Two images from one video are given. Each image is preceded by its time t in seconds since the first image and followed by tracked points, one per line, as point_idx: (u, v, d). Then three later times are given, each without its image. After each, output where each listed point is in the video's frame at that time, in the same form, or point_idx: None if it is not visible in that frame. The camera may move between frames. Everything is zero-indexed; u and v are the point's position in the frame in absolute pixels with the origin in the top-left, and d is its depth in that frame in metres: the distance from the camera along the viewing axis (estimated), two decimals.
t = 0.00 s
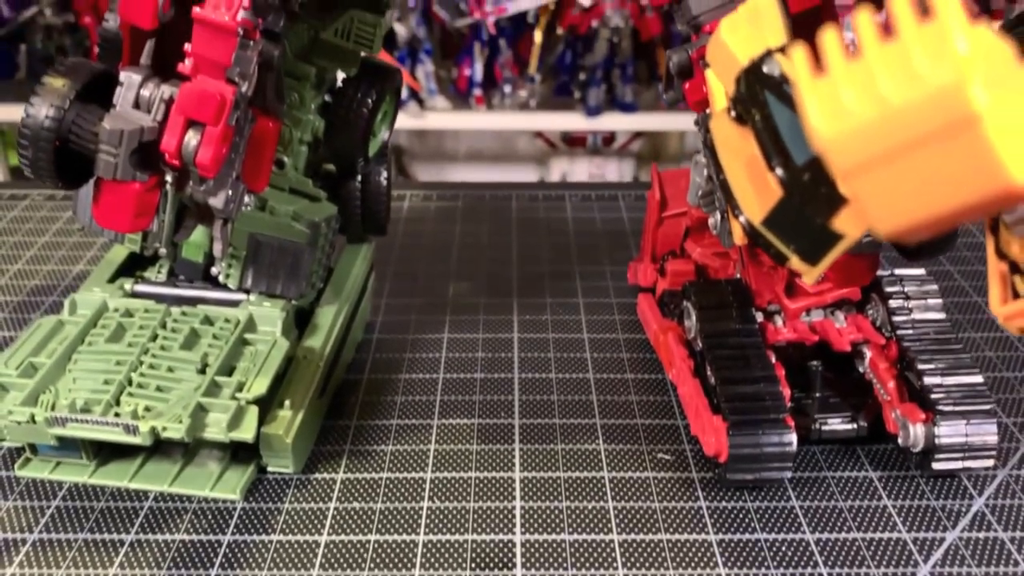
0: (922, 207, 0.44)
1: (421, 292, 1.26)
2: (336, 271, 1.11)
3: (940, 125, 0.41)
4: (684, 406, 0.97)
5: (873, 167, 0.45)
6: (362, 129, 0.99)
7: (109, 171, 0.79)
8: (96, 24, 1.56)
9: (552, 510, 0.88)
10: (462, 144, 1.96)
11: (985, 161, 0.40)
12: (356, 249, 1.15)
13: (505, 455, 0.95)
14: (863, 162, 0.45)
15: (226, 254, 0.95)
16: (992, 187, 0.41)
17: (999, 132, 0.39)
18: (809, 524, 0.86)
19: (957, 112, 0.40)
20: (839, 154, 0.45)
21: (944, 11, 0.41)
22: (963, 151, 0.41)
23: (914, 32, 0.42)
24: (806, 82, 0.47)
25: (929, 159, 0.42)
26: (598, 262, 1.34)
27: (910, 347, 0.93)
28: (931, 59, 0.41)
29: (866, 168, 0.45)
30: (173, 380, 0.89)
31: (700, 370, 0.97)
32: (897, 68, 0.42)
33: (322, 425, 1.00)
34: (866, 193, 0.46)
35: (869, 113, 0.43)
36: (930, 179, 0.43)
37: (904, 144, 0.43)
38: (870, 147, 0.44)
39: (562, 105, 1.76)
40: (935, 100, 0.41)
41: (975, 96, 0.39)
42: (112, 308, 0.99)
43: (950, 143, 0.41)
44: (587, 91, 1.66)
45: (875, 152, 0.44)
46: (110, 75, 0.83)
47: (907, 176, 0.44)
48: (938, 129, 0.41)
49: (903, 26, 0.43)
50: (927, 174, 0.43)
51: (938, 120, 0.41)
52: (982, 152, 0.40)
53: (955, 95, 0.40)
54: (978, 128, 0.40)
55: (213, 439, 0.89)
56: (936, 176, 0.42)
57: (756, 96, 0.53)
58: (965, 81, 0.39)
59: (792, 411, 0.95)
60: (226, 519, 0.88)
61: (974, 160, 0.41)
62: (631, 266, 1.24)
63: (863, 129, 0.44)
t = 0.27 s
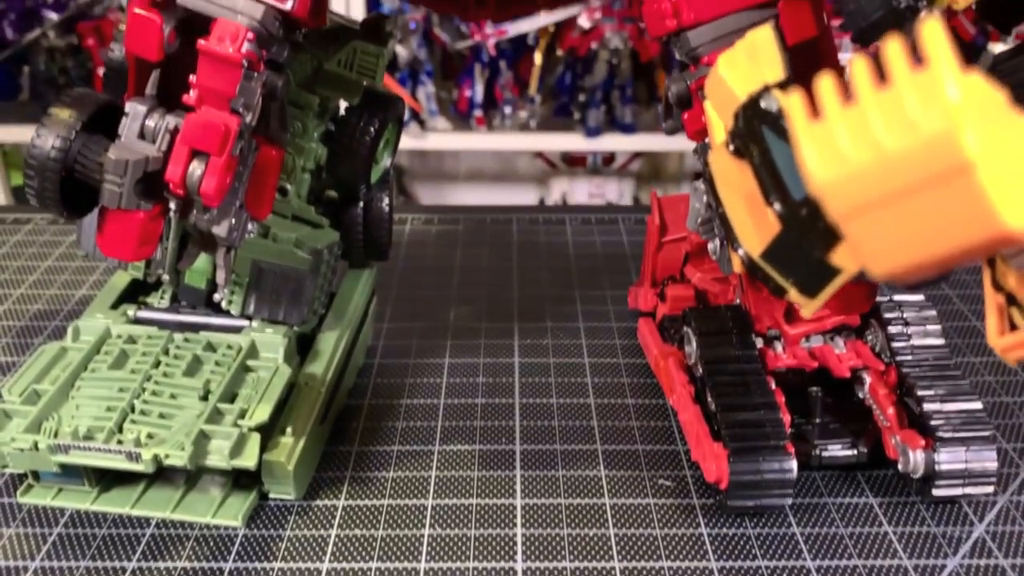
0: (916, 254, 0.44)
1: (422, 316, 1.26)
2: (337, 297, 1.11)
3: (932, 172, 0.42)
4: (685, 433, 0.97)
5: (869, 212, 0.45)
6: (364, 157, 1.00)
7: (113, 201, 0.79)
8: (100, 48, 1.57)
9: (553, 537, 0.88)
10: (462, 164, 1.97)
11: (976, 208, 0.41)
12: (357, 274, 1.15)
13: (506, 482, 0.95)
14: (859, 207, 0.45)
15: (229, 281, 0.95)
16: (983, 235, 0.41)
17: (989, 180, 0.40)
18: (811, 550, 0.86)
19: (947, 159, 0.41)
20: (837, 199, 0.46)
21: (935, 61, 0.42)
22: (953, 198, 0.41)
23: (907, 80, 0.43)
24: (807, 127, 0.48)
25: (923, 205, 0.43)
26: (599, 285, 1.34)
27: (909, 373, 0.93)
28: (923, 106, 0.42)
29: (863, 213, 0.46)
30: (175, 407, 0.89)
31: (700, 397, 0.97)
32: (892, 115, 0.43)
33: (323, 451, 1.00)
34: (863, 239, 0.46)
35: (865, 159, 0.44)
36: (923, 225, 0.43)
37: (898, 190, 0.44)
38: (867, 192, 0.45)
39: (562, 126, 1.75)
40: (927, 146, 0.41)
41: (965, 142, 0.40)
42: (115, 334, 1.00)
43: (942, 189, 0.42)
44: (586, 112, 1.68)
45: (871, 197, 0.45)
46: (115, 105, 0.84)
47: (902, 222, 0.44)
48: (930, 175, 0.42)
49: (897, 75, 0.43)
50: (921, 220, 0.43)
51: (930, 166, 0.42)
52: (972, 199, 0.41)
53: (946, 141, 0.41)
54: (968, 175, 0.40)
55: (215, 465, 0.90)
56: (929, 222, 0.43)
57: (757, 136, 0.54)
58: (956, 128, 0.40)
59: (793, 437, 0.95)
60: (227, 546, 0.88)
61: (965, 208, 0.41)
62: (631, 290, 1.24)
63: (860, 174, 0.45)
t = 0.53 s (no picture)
0: (915, 285, 0.45)
1: (423, 333, 1.26)
2: (338, 315, 1.12)
3: (927, 207, 0.42)
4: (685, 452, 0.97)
5: (867, 244, 0.46)
6: (366, 178, 1.00)
7: (116, 222, 0.80)
8: (100, 64, 1.60)
9: (553, 557, 0.88)
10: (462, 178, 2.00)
11: (971, 243, 0.41)
12: (358, 293, 1.16)
13: (506, 501, 0.95)
14: (857, 238, 0.46)
15: (229, 301, 0.96)
16: (979, 268, 0.42)
17: (983, 216, 0.41)
18: (810, 570, 0.87)
19: (941, 195, 0.41)
20: (834, 231, 0.47)
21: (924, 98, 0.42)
22: (948, 233, 0.42)
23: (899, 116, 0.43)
24: (801, 159, 0.49)
25: (920, 238, 0.44)
26: (599, 302, 1.35)
27: (908, 392, 0.94)
28: (915, 143, 0.42)
29: (862, 244, 0.46)
30: (177, 427, 0.90)
31: (699, 416, 0.97)
32: (885, 150, 0.44)
33: (323, 470, 1.00)
34: (861, 269, 0.47)
35: (860, 193, 0.45)
36: (920, 258, 0.44)
37: (895, 223, 0.44)
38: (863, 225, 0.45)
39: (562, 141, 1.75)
40: (921, 183, 0.42)
41: (958, 180, 0.41)
42: (116, 354, 1.00)
43: (938, 224, 0.42)
44: (586, 127, 1.68)
45: (868, 229, 0.46)
46: (118, 127, 0.85)
47: (900, 253, 0.45)
48: (925, 210, 0.42)
49: (888, 111, 0.44)
50: (918, 253, 0.44)
51: (925, 202, 0.42)
52: (967, 235, 0.41)
53: (939, 178, 0.41)
54: (962, 212, 0.41)
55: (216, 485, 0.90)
56: (926, 256, 0.44)
57: (755, 163, 0.55)
58: (949, 166, 0.41)
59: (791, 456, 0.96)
60: (228, 566, 0.88)
61: (960, 242, 0.42)
62: (631, 308, 1.24)
63: (857, 208, 0.45)
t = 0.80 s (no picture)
0: (910, 320, 0.46)
1: (423, 354, 1.27)
2: (339, 337, 1.12)
3: (923, 245, 0.43)
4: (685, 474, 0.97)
5: (863, 279, 0.47)
6: (367, 201, 1.01)
7: (119, 246, 0.80)
8: (102, 80, 1.67)
9: None
10: (462, 195, 2.05)
11: (966, 281, 0.42)
12: (359, 314, 1.16)
13: (507, 523, 0.96)
14: (853, 274, 0.47)
15: (231, 323, 0.97)
16: (973, 306, 0.43)
17: (978, 255, 0.41)
18: None
19: (938, 235, 0.42)
20: (830, 267, 0.47)
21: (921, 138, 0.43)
22: (944, 271, 0.43)
23: (895, 155, 0.44)
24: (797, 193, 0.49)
25: (915, 275, 0.44)
26: (599, 321, 1.35)
27: (907, 414, 0.94)
28: (912, 183, 0.43)
29: (857, 280, 0.47)
30: (178, 449, 0.90)
31: (699, 438, 0.98)
32: (881, 189, 0.45)
33: (324, 492, 1.00)
34: (857, 304, 0.48)
35: (857, 231, 0.45)
36: (916, 294, 0.45)
37: (891, 260, 0.45)
38: (863, 260, 0.46)
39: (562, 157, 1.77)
40: (917, 222, 0.43)
41: (954, 220, 0.41)
42: (118, 376, 1.00)
43: (934, 262, 0.43)
44: (586, 144, 1.69)
45: (864, 265, 0.46)
46: (122, 152, 0.86)
47: (896, 289, 0.46)
48: (921, 249, 0.43)
49: (884, 150, 0.44)
50: (914, 289, 0.45)
51: (921, 241, 0.43)
52: (962, 274, 0.42)
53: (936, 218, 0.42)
54: (958, 251, 0.42)
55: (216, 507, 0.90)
56: (922, 292, 0.44)
57: (755, 194, 0.56)
58: (945, 207, 0.41)
59: (791, 478, 0.96)
60: None
61: (955, 280, 0.43)
62: (630, 329, 1.24)
63: (853, 245, 0.46)
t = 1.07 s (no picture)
0: (907, 355, 0.46)
1: (423, 374, 1.27)
2: (339, 358, 1.12)
3: (918, 284, 0.43)
4: (686, 496, 0.97)
5: (859, 316, 0.47)
6: (368, 223, 1.01)
7: (123, 270, 0.81)
8: (104, 96, 1.69)
9: None
10: (462, 211, 2.09)
11: (960, 319, 0.43)
12: (359, 334, 1.17)
13: (507, 545, 0.96)
14: (849, 311, 0.47)
15: (233, 345, 0.97)
16: (968, 343, 0.43)
17: (972, 294, 0.42)
18: None
19: (932, 274, 0.43)
20: (826, 304, 0.48)
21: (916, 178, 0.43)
22: (939, 309, 0.43)
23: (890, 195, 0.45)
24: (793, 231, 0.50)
25: (911, 312, 0.45)
26: (598, 341, 1.35)
27: (905, 435, 0.94)
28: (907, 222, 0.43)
29: (853, 316, 0.47)
30: (180, 471, 0.90)
31: (699, 459, 0.98)
32: (877, 227, 0.45)
33: (325, 513, 1.01)
34: (854, 339, 0.48)
35: (852, 269, 0.46)
36: (912, 331, 0.45)
37: (887, 297, 0.45)
38: (860, 297, 0.46)
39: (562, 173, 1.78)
40: (912, 262, 0.43)
41: (948, 260, 0.42)
42: (120, 397, 1.01)
43: (929, 301, 0.43)
44: (585, 160, 1.71)
45: (860, 302, 0.46)
46: (126, 176, 0.86)
47: (892, 325, 0.46)
48: (916, 287, 0.43)
49: (880, 189, 0.45)
50: (910, 325, 0.45)
51: (916, 280, 0.43)
52: (957, 313, 0.42)
53: (930, 258, 0.42)
54: (953, 290, 0.42)
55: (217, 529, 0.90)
56: (918, 329, 0.45)
57: (753, 221, 0.56)
58: (940, 247, 0.42)
59: (791, 499, 0.96)
60: None
61: (950, 319, 0.43)
62: (630, 348, 1.25)
63: (849, 282, 0.46)
